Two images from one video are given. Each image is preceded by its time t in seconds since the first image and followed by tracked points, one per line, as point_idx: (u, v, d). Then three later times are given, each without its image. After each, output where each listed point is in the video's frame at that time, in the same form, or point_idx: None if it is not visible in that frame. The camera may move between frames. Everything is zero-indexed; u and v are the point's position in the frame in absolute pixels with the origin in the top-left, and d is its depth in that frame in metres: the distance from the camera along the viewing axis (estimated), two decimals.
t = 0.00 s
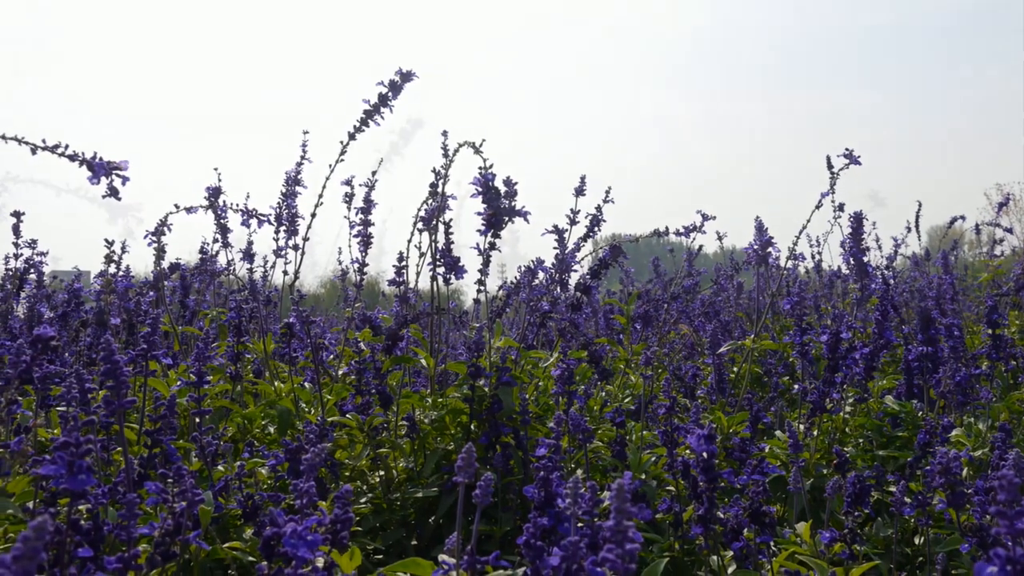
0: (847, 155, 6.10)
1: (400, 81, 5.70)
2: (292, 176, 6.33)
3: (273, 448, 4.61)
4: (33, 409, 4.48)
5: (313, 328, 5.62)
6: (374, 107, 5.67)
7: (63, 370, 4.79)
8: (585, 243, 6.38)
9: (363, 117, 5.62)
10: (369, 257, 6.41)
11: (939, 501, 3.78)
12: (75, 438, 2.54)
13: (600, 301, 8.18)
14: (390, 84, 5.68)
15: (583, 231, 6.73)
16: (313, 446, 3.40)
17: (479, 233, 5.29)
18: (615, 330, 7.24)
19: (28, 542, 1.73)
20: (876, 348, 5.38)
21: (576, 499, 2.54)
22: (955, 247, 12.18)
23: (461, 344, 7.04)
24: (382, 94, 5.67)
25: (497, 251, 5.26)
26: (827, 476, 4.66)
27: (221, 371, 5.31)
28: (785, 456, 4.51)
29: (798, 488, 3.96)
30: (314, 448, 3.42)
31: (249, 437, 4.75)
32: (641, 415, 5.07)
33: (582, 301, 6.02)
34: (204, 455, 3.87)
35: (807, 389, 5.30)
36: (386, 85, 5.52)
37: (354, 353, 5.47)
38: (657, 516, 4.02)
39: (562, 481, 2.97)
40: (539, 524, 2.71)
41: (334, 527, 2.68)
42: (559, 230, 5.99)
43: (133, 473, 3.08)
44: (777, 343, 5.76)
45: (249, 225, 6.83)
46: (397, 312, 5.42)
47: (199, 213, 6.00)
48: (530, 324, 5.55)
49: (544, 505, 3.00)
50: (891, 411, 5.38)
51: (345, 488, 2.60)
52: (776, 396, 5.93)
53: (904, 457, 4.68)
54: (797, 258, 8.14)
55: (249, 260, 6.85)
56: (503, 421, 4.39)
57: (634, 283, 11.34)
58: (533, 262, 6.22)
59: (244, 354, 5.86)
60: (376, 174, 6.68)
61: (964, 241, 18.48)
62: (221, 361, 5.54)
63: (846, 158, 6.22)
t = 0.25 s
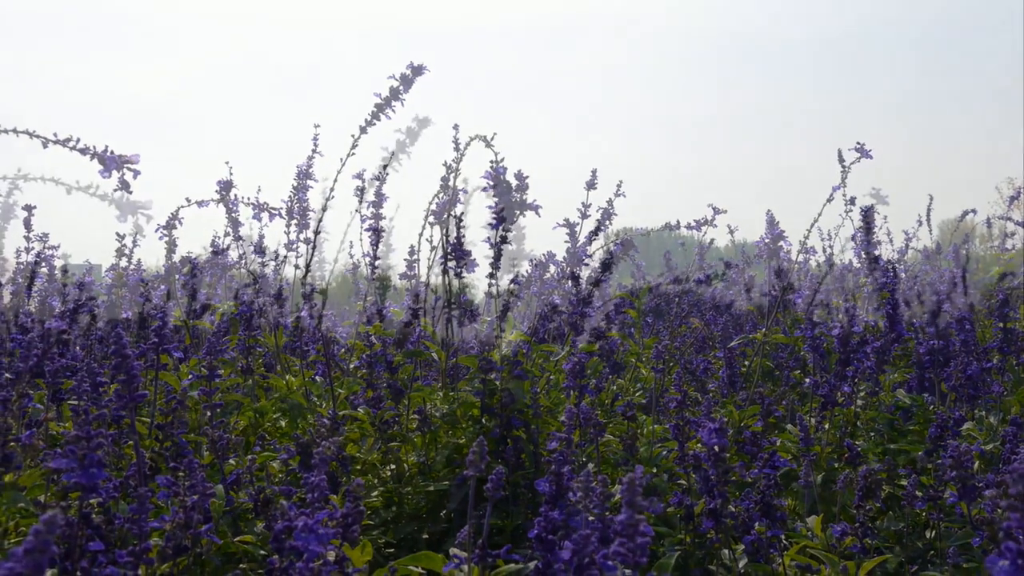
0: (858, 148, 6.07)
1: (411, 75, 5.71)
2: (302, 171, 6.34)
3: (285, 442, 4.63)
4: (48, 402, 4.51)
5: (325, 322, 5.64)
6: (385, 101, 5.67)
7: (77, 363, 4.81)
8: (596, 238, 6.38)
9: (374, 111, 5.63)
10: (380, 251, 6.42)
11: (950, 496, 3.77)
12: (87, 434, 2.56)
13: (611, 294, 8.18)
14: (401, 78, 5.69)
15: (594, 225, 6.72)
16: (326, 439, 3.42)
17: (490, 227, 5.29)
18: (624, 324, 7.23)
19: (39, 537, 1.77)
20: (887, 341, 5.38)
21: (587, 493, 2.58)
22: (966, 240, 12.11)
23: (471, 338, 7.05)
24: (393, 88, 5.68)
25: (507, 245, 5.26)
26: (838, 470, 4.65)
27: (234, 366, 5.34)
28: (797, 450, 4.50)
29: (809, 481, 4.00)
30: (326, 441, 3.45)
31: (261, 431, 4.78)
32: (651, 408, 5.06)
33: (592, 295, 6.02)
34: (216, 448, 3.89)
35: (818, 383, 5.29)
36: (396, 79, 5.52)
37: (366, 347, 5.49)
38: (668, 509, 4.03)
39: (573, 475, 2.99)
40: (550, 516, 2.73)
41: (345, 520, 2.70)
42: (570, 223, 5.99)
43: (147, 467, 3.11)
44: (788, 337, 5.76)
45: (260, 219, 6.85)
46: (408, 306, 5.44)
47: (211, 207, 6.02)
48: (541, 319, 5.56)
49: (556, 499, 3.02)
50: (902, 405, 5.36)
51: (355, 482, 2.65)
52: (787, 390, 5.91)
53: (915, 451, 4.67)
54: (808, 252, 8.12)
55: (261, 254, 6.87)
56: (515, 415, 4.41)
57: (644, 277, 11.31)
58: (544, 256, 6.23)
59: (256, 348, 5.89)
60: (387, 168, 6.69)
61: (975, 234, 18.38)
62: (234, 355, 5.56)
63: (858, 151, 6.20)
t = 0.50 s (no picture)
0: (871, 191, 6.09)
1: (425, 124, 5.78)
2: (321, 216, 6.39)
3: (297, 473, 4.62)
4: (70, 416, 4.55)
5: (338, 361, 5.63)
6: (399, 150, 5.74)
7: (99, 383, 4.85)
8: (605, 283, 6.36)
9: (388, 160, 5.69)
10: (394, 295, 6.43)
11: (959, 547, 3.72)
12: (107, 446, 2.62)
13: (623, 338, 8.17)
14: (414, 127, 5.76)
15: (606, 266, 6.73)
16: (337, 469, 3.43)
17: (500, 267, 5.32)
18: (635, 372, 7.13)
19: (51, 529, 1.78)
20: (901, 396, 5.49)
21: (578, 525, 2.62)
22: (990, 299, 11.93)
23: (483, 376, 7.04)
24: (406, 137, 5.74)
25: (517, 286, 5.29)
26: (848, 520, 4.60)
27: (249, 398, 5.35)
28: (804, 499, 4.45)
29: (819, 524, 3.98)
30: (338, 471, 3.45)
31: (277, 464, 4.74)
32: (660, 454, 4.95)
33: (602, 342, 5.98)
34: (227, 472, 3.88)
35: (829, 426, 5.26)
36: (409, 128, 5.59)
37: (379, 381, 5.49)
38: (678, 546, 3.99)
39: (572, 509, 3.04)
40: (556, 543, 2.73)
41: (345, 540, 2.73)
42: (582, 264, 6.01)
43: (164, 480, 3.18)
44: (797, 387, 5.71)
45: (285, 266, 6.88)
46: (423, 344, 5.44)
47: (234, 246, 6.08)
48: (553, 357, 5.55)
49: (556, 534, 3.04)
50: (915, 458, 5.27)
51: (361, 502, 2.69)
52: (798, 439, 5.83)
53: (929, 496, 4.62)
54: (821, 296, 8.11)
55: (284, 298, 6.88)
56: (525, 451, 4.39)
57: (657, 319, 11.27)
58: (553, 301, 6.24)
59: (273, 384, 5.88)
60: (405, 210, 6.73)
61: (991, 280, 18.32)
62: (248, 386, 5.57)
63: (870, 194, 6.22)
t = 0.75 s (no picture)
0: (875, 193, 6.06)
1: (431, 124, 5.77)
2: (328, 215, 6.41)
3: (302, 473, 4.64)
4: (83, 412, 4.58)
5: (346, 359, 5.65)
6: (405, 150, 5.73)
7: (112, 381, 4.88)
8: (609, 280, 6.37)
9: (395, 159, 5.69)
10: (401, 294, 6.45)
11: (959, 544, 3.75)
12: (114, 440, 2.62)
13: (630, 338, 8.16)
14: (420, 126, 5.75)
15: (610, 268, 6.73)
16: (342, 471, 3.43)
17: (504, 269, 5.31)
18: (641, 371, 7.12)
19: (61, 523, 1.78)
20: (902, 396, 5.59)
21: (574, 523, 2.63)
22: (1001, 297, 11.82)
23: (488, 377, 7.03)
24: (413, 136, 5.74)
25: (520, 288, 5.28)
26: (850, 518, 4.62)
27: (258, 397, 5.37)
28: (806, 495, 4.48)
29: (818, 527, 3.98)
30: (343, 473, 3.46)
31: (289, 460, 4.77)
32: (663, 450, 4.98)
33: (607, 340, 6.00)
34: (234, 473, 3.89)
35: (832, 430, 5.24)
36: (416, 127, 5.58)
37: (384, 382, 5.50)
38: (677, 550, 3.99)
39: (571, 505, 3.09)
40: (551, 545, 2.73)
41: (349, 535, 2.75)
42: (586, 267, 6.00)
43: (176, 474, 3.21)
44: (800, 385, 5.73)
45: (295, 265, 6.90)
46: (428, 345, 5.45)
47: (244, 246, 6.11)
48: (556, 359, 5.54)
49: (554, 530, 3.12)
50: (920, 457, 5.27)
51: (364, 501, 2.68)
52: (802, 437, 5.83)
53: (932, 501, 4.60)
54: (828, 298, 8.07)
55: (295, 297, 6.90)
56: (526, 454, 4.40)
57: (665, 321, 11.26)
58: (557, 299, 6.24)
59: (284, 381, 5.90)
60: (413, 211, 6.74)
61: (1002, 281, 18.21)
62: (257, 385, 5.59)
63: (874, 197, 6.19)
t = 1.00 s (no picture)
0: (878, 191, 6.04)
1: (437, 123, 5.77)
2: (336, 213, 6.42)
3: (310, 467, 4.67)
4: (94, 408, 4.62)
5: (354, 355, 5.68)
6: (412, 149, 5.74)
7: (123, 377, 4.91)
8: (613, 277, 6.37)
9: (401, 158, 5.70)
10: (407, 291, 6.48)
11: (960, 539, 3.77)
12: (124, 435, 2.63)
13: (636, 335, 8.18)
14: (427, 125, 5.75)
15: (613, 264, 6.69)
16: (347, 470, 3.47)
17: (509, 266, 5.31)
18: (646, 367, 7.14)
19: (71, 518, 1.79)
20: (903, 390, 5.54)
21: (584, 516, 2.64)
22: (1004, 293, 11.81)
23: (493, 373, 7.06)
24: (419, 135, 5.75)
25: (525, 285, 5.28)
26: (850, 513, 4.64)
27: (271, 394, 5.41)
28: (807, 490, 4.50)
29: (820, 523, 3.99)
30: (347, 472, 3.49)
31: (297, 455, 4.79)
32: (665, 446, 5.00)
33: (611, 336, 6.00)
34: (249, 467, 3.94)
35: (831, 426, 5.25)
36: (423, 127, 5.58)
37: (392, 379, 5.52)
38: (680, 542, 4.00)
39: (575, 500, 3.11)
40: (553, 537, 2.75)
41: (355, 530, 2.77)
42: (590, 263, 6.00)
43: (186, 468, 3.22)
44: (802, 380, 5.74)
45: (303, 262, 6.93)
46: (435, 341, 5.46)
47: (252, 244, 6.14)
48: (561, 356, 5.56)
49: (558, 524, 3.13)
50: (923, 454, 5.28)
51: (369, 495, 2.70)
52: (804, 433, 5.85)
53: (933, 497, 4.61)
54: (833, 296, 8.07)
55: (303, 294, 6.93)
56: (530, 448, 4.42)
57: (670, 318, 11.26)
58: (563, 296, 6.24)
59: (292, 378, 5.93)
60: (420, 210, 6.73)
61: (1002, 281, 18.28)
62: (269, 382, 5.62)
63: (877, 195, 6.17)
